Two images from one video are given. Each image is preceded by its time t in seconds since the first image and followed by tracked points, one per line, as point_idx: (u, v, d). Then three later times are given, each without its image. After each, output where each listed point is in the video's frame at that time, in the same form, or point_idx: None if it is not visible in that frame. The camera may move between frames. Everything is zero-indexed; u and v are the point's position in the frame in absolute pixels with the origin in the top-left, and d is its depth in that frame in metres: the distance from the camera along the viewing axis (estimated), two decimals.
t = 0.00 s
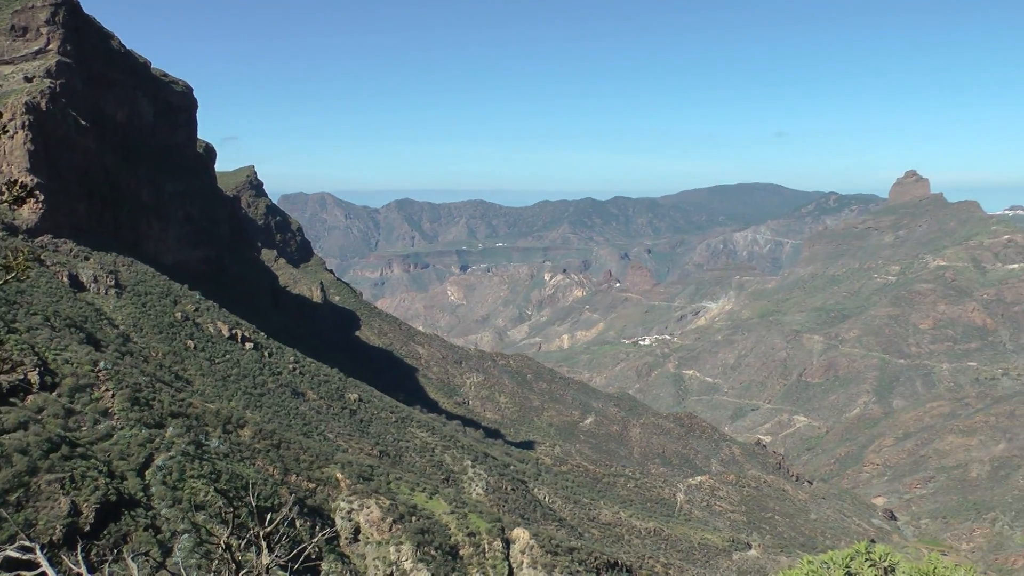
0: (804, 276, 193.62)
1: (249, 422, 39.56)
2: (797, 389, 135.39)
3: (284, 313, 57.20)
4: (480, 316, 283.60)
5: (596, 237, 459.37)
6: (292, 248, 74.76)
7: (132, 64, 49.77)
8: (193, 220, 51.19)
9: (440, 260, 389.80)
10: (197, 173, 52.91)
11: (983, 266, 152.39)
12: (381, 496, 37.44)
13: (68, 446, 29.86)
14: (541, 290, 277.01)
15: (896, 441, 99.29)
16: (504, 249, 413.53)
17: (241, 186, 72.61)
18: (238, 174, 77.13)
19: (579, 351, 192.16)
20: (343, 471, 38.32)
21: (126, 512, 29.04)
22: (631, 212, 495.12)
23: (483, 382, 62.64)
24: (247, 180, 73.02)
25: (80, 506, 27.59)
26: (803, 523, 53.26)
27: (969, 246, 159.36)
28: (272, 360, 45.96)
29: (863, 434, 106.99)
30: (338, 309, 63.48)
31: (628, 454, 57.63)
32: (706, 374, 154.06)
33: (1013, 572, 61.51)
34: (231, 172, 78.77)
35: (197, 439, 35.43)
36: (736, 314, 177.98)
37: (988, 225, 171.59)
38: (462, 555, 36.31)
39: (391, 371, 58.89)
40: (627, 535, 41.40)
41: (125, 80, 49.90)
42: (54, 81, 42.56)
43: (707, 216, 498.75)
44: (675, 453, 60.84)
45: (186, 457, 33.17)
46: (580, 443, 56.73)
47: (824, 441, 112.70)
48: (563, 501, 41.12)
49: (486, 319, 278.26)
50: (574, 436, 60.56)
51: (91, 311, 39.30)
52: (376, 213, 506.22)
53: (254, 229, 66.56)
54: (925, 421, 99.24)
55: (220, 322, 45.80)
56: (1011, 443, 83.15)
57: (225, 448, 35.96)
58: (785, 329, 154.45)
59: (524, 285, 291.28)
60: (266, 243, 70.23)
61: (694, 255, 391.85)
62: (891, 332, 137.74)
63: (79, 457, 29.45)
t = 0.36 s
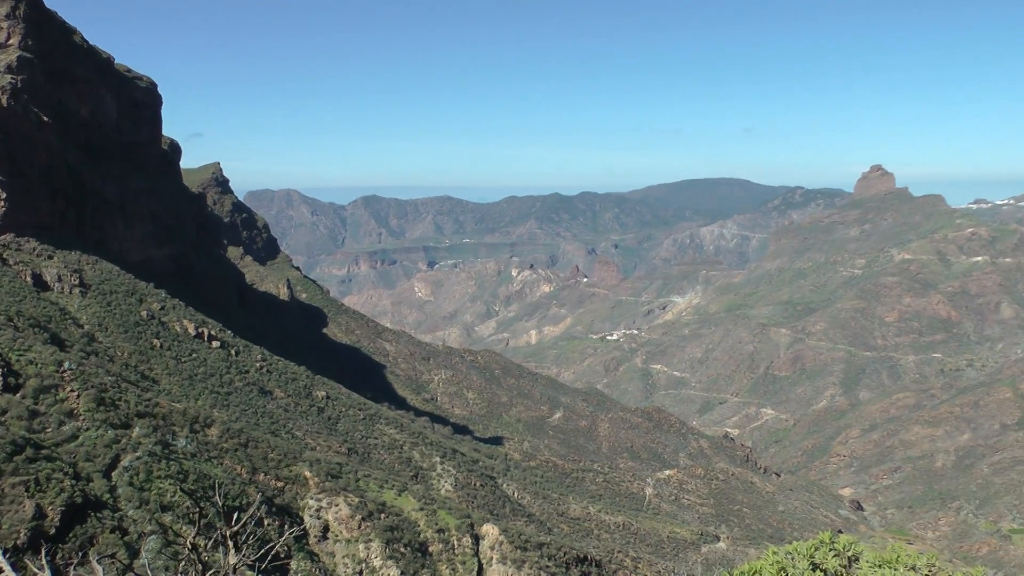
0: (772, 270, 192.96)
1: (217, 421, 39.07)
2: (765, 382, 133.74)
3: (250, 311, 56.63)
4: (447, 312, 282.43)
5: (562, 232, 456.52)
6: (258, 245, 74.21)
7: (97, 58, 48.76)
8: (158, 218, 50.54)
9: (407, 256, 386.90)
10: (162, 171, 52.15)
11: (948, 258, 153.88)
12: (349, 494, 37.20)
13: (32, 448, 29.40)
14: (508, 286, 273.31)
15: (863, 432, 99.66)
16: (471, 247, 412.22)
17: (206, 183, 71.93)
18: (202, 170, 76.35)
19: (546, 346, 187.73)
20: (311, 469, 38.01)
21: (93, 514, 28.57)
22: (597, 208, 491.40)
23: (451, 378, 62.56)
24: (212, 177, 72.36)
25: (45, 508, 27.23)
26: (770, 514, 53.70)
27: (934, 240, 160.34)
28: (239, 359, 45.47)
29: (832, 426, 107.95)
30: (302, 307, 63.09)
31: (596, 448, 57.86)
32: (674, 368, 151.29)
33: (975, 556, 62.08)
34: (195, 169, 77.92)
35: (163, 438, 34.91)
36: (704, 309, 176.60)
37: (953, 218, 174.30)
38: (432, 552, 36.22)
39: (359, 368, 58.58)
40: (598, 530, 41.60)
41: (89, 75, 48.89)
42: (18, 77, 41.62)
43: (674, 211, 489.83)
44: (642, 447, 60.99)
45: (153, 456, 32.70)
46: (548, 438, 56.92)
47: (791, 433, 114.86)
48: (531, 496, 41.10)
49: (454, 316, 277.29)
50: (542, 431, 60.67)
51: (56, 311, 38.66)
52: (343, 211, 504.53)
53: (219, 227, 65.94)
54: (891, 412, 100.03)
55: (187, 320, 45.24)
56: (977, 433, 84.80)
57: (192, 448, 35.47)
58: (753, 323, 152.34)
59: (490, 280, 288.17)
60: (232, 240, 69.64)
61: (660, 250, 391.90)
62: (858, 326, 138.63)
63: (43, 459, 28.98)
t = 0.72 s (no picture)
0: (735, 264, 192.73)
1: (181, 420, 38.53)
2: (728, 377, 133.65)
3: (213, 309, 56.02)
4: (412, 308, 280.89)
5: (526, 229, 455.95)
6: (221, 242, 73.50)
7: (56, 52, 47.77)
8: (119, 215, 49.83)
9: (370, 253, 383.78)
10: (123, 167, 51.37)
11: (910, 253, 155.54)
12: (314, 491, 36.93)
13: None
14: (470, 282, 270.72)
15: (826, 426, 99.82)
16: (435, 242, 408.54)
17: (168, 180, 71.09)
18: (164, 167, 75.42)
19: (510, 342, 186.48)
20: (275, 467, 37.66)
21: (54, 515, 27.97)
22: (561, 204, 492.27)
23: (416, 375, 62.36)
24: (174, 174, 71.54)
25: (6, 511, 26.84)
26: (734, 507, 54.08)
27: (896, 235, 161.21)
28: (202, 357, 44.95)
29: (795, 419, 108.20)
30: (265, 304, 62.62)
31: (560, 444, 57.96)
32: (638, 364, 150.67)
33: (935, 547, 62.78)
34: (156, 166, 76.92)
35: (127, 438, 34.36)
36: (667, 304, 175.68)
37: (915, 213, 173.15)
38: (397, 549, 36.13)
39: (323, 366, 58.18)
40: (562, 525, 41.70)
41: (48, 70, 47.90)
42: None
43: (638, 206, 490.84)
44: (607, 442, 61.09)
45: (116, 456, 32.17)
46: (513, 434, 56.97)
47: (755, 426, 115.92)
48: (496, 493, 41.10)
49: (418, 312, 274.80)
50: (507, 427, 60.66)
51: (16, 310, 38.00)
52: (306, 207, 500.62)
53: (182, 224, 65.21)
54: (855, 406, 100.45)
55: (149, 319, 44.69)
56: (938, 424, 85.72)
57: (156, 447, 34.89)
58: (716, 318, 151.79)
59: (454, 276, 286.76)
60: (194, 237, 68.90)
61: (624, 246, 392.24)
62: (821, 319, 138.59)
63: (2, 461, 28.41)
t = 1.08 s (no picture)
0: (704, 261, 192.65)
1: (150, 416, 38.09)
2: (697, 373, 133.69)
3: (182, 304, 55.43)
4: (381, 303, 278.03)
5: (496, 223, 454.02)
6: (189, 237, 72.60)
7: (24, 43, 46.96)
8: (87, 210, 49.26)
9: (340, 249, 379.27)
10: (92, 162, 50.70)
11: (878, 249, 156.41)
12: (283, 488, 36.71)
13: None
14: (441, 278, 269.68)
15: (795, 421, 99.73)
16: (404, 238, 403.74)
17: (136, 174, 70.16)
18: (132, 160, 74.42)
19: (479, 339, 185.20)
20: (245, 463, 37.36)
21: (20, 514, 27.49)
22: (531, 200, 490.34)
23: (386, 371, 62.04)
24: (143, 168, 70.62)
25: None
26: (703, 503, 54.43)
27: (865, 232, 161.82)
28: (171, 352, 44.56)
29: (764, 415, 107.98)
30: (234, 299, 62.16)
31: (530, 440, 57.99)
32: (607, 360, 150.12)
33: (905, 541, 63.03)
34: (124, 159, 75.88)
35: (95, 434, 33.90)
36: (637, 300, 175.24)
37: (883, 211, 174.71)
38: (366, 545, 36.05)
39: (293, 361, 57.70)
40: (532, 521, 41.80)
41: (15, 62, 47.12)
42: None
43: (608, 202, 489.36)
44: (577, 438, 61.21)
45: (84, 453, 31.72)
46: (483, 430, 56.91)
47: (725, 423, 116.21)
48: (465, 488, 41.11)
49: (388, 307, 270.58)
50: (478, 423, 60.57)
51: None
52: (276, 202, 495.00)
53: (150, 218, 64.45)
54: (823, 401, 100.52)
55: (117, 314, 44.23)
56: (906, 420, 86.36)
57: (125, 444, 34.43)
58: (686, 314, 151.41)
59: (423, 272, 284.57)
60: (163, 232, 68.04)
61: (594, 241, 391.65)
62: (790, 316, 138.57)
63: None
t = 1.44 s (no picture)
0: (673, 257, 192.19)
1: (118, 414, 37.58)
2: (667, 369, 133.57)
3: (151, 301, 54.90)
4: (351, 301, 275.08)
5: (466, 220, 452.35)
6: (157, 234, 71.85)
7: None
8: (55, 206, 48.58)
9: (309, 245, 374.62)
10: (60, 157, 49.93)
11: (847, 246, 157.22)
12: (253, 486, 36.41)
13: None
14: (411, 275, 266.85)
15: (764, 416, 99.62)
16: (372, 237, 400.59)
17: (104, 169, 69.27)
18: (99, 156, 73.47)
19: (448, 336, 183.95)
20: (214, 462, 36.99)
21: None
22: (501, 197, 486.57)
23: (355, 368, 61.70)
24: (110, 164, 69.76)
25: None
26: (673, 498, 54.68)
27: (833, 228, 162.74)
28: (139, 350, 44.08)
29: (733, 411, 107.85)
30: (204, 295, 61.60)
31: (500, 437, 58.01)
32: (576, 356, 149.96)
33: (873, 535, 63.33)
34: (89, 155, 74.84)
35: (63, 433, 33.39)
36: (607, 297, 174.98)
37: (851, 207, 176.23)
38: (336, 542, 35.97)
39: (262, 359, 57.28)
40: (501, 517, 41.86)
41: None
42: None
43: (576, 200, 490.10)
44: (547, 435, 61.22)
45: (51, 453, 31.25)
46: (453, 427, 56.84)
47: (694, 419, 116.08)
48: (434, 485, 41.05)
49: (358, 304, 267.37)
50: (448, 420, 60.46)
51: None
52: (245, 199, 489.90)
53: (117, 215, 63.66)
54: (792, 396, 100.57)
55: (85, 311, 43.73)
56: (875, 416, 86.91)
57: (93, 442, 33.93)
58: (655, 310, 151.30)
59: (393, 269, 280.85)
60: (130, 229, 67.25)
61: (564, 238, 390.64)
62: (758, 312, 138.48)
63: None
